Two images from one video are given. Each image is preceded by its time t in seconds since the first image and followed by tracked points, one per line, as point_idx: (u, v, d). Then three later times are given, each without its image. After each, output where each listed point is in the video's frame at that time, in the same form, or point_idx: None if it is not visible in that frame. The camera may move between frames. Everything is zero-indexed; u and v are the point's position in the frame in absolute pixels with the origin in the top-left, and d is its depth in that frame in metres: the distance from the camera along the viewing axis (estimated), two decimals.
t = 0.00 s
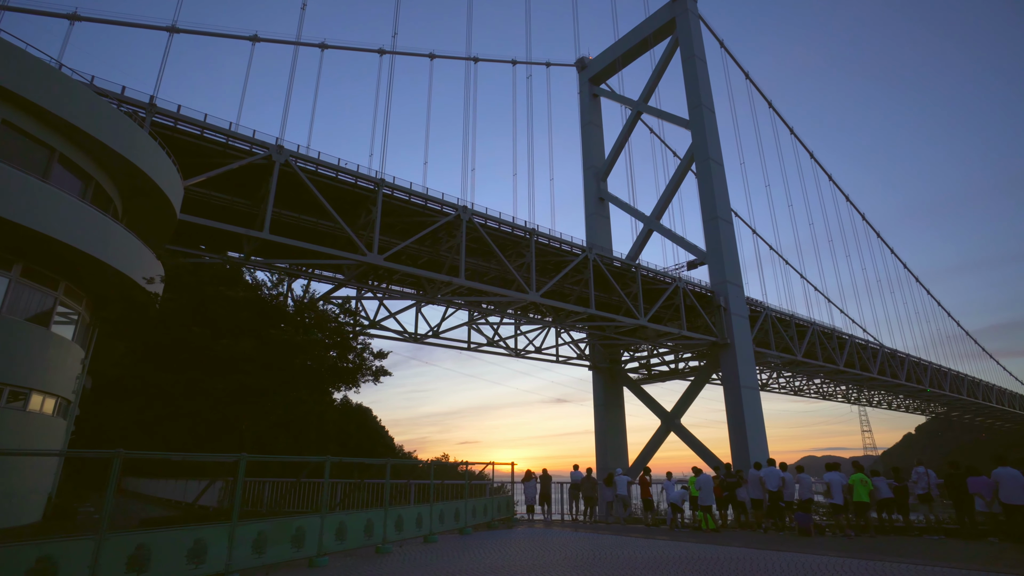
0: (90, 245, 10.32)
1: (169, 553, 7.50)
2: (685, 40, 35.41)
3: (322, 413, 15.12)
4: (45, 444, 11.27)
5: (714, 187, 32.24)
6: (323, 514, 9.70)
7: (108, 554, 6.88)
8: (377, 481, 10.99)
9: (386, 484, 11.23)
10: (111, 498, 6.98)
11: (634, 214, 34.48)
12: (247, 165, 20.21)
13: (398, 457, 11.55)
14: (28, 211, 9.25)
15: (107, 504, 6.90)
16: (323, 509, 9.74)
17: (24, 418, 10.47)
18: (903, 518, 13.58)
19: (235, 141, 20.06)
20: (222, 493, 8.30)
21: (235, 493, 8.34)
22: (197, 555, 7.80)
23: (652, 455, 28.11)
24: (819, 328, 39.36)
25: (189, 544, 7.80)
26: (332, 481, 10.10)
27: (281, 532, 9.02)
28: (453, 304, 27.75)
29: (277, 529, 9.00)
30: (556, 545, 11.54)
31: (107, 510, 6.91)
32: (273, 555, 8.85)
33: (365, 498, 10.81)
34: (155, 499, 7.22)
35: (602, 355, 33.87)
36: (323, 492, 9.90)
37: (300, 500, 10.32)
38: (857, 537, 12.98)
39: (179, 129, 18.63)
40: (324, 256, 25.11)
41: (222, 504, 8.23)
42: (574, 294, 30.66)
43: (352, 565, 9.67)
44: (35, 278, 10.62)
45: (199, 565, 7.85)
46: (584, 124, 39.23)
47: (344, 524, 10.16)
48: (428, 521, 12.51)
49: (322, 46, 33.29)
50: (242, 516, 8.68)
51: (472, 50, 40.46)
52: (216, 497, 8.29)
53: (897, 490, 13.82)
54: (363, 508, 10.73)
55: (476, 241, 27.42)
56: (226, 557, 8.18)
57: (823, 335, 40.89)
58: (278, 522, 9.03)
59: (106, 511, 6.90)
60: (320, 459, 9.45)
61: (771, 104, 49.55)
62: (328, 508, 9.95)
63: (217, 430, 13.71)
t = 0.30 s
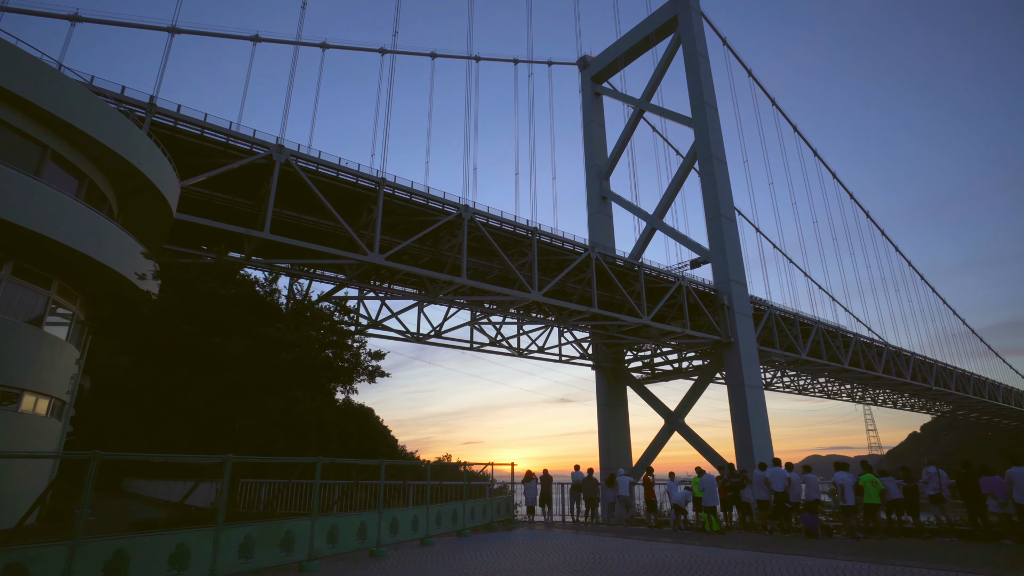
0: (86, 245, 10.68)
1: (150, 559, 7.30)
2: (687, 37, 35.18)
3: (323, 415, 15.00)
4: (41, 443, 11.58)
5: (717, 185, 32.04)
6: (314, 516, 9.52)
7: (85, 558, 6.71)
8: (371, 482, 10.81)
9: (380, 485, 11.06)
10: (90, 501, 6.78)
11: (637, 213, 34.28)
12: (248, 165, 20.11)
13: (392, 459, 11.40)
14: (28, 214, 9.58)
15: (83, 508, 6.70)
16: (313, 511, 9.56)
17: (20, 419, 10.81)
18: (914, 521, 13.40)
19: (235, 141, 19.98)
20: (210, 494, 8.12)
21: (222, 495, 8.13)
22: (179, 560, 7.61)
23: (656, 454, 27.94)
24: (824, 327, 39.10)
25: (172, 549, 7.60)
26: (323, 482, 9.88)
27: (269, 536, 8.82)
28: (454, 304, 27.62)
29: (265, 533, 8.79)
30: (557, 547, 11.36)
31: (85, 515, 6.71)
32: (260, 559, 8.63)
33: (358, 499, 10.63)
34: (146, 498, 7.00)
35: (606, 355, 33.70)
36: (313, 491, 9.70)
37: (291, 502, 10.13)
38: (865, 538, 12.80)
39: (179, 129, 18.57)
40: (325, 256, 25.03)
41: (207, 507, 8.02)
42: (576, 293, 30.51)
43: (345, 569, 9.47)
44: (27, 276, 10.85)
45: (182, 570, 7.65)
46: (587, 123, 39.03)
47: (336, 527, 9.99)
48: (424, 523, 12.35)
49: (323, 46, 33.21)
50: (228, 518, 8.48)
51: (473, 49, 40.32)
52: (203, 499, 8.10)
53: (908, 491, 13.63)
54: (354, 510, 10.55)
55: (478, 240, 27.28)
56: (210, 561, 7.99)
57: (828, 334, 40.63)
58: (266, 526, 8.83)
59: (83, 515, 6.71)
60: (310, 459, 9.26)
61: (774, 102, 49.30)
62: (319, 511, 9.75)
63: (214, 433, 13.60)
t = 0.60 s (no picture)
0: (75, 243, 10.79)
1: (124, 562, 7.08)
2: (689, 35, 34.97)
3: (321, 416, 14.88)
4: (31, 444, 11.77)
5: (719, 183, 31.86)
6: (301, 518, 9.31)
7: (52, 562, 6.46)
8: (363, 482, 10.65)
9: (372, 487, 10.89)
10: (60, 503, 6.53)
11: (639, 212, 34.11)
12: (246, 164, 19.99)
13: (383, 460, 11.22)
14: (19, 214, 9.77)
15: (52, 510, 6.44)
16: (301, 513, 9.37)
17: (11, 420, 10.97)
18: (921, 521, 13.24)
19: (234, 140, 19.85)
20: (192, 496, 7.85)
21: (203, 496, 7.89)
22: (156, 564, 7.39)
23: (659, 454, 27.76)
24: (827, 326, 38.88)
25: (147, 554, 7.35)
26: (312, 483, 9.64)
27: (253, 539, 8.59)
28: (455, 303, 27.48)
29: (249, 536, 8.56)
30: (557, 550, 11.18)
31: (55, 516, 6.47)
32: (243, 563, 8.41)
33: (350, 500, 10.46)
34: (133, 503, 6.73)
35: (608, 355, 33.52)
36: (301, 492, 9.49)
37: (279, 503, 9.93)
38: (872, 540, 12.61)
39: (177, 129, 18.46)
40: (325, 255, 24.91)
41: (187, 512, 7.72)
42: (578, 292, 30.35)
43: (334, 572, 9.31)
44: (16, 274, 10.96)
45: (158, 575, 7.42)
46: (588, 122, 38.85)
47: (324, 530, 9.80)
48: (418, 525, 12.19)
49: (323, 46, 33.12)
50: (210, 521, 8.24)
51: (474, 48, 40.18)
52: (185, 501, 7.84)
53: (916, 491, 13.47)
54: (343, 512, 10.36)
55: (479, 239, 27.13)
56: (189, 565, 7.75)
57: (832, 332, 40.40)
58: (251, 529, 8.61)
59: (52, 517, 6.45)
60: (297, 460, 9.06)
61: (776, 101, 49.06)
62: (306, 513, 9.54)
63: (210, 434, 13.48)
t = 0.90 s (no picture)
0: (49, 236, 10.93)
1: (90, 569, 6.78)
2: (686, 35, 34.94)
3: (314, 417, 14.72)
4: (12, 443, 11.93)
5: (716, 182, 31.79)
6: (281, 521, 9.13)
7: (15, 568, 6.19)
8: (349, 484, 10.49)
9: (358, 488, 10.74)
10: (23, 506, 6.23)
11: (635, 211, 34.03)
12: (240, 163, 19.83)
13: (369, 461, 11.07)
14: None
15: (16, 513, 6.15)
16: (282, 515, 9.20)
17: None
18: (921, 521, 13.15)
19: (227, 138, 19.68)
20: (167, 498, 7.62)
21: (178, 498, 7.66)
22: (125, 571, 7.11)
23: (656, 454, 27.66)
24: (823, 325, 38.84)
25: (116, 560, 7.09)
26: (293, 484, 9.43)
27: (231, 542, 8.40)
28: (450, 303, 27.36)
29: (226, 540, 8.36)
30: (552, 552, 11.03)
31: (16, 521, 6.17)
32: (219, 567, 8.20)
33: (335, 501, 10.29)
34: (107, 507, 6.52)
35: (605, 355, 33.37)
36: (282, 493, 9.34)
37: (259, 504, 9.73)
38: (870, 540, 12.52)
39: (170, 126, 18.29)
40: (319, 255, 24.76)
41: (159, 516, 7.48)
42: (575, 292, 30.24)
43: None
44: None
45: None
46: (585, 121, 38.72)
47: (307, 533, 9.63)
48: (406, 527, 12.02)
49: (318, 45, 32.94)
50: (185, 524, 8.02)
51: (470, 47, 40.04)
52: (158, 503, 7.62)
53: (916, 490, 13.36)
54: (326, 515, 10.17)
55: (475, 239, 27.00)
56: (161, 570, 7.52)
57: (828, 332, 40.38)
58: (229, 532, 8.41)
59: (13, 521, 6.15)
60: (280, 460, 8.90)
61: (774, 101, 49.09)
62: (287, 515, 9.37)
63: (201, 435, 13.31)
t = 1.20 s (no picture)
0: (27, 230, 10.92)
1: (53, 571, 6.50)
2: (681, 34, 34.89)
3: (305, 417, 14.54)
4: None
5: (711, 182, 31.73)
6: (260, 522, 8.91)
7: None
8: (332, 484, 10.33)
9: (342, 488, 10.58)
10: None
11: (630, 211, 33.95)
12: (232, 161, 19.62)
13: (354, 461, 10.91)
14: None
15: None
16: (261, 516, 8.97)
17: None
18: (919, 521, 13.07)
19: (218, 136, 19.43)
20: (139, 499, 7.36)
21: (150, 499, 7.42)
22: None
23: (651, 454, 27.57)
24: (818, 325, 38.86)
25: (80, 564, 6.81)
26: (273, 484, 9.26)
27: (208, 544, 8.17)
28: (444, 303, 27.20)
29: (202, 541, 8.13)
30: (545, 553, 10.89)
31: None
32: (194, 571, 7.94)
33: (320, 502, 10.15)
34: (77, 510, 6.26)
35: (600, 355, 33.26)
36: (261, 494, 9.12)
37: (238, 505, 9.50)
38: (868, 541, 12.41)
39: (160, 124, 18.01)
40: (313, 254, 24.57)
41: (129, 519, 7.21)
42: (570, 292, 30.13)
43: None
44: None
45: None
46: (580, 121, 38.60)
47: (287, 536, 9.40)
48: (392, 528, 11.86)
49: (312, 44, 32.73)
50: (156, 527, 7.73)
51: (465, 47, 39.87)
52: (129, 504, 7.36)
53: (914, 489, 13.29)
54: (308, 516, 9.98)
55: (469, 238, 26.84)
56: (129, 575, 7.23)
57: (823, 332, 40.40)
58: (206, 534, 8.19)
59: None
60: (260, 460, 8.72)
61: (769, 101, 49.11)
62: (266, 515, 9.14)
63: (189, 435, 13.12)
